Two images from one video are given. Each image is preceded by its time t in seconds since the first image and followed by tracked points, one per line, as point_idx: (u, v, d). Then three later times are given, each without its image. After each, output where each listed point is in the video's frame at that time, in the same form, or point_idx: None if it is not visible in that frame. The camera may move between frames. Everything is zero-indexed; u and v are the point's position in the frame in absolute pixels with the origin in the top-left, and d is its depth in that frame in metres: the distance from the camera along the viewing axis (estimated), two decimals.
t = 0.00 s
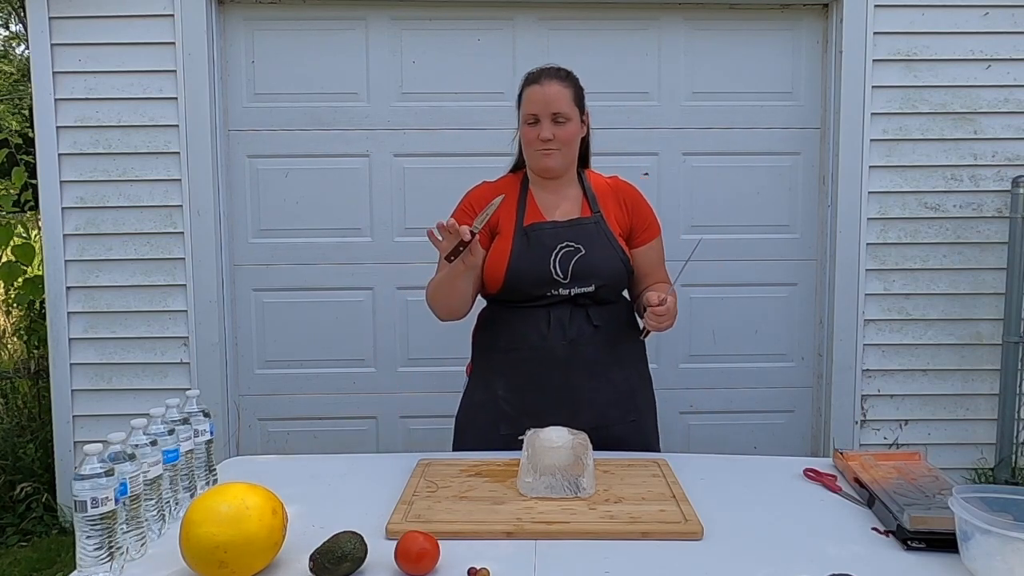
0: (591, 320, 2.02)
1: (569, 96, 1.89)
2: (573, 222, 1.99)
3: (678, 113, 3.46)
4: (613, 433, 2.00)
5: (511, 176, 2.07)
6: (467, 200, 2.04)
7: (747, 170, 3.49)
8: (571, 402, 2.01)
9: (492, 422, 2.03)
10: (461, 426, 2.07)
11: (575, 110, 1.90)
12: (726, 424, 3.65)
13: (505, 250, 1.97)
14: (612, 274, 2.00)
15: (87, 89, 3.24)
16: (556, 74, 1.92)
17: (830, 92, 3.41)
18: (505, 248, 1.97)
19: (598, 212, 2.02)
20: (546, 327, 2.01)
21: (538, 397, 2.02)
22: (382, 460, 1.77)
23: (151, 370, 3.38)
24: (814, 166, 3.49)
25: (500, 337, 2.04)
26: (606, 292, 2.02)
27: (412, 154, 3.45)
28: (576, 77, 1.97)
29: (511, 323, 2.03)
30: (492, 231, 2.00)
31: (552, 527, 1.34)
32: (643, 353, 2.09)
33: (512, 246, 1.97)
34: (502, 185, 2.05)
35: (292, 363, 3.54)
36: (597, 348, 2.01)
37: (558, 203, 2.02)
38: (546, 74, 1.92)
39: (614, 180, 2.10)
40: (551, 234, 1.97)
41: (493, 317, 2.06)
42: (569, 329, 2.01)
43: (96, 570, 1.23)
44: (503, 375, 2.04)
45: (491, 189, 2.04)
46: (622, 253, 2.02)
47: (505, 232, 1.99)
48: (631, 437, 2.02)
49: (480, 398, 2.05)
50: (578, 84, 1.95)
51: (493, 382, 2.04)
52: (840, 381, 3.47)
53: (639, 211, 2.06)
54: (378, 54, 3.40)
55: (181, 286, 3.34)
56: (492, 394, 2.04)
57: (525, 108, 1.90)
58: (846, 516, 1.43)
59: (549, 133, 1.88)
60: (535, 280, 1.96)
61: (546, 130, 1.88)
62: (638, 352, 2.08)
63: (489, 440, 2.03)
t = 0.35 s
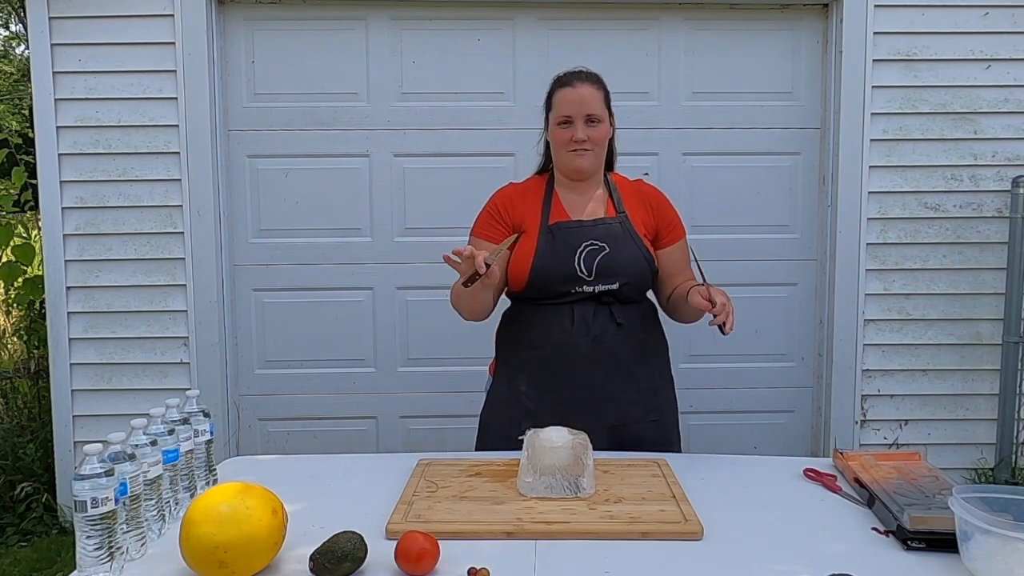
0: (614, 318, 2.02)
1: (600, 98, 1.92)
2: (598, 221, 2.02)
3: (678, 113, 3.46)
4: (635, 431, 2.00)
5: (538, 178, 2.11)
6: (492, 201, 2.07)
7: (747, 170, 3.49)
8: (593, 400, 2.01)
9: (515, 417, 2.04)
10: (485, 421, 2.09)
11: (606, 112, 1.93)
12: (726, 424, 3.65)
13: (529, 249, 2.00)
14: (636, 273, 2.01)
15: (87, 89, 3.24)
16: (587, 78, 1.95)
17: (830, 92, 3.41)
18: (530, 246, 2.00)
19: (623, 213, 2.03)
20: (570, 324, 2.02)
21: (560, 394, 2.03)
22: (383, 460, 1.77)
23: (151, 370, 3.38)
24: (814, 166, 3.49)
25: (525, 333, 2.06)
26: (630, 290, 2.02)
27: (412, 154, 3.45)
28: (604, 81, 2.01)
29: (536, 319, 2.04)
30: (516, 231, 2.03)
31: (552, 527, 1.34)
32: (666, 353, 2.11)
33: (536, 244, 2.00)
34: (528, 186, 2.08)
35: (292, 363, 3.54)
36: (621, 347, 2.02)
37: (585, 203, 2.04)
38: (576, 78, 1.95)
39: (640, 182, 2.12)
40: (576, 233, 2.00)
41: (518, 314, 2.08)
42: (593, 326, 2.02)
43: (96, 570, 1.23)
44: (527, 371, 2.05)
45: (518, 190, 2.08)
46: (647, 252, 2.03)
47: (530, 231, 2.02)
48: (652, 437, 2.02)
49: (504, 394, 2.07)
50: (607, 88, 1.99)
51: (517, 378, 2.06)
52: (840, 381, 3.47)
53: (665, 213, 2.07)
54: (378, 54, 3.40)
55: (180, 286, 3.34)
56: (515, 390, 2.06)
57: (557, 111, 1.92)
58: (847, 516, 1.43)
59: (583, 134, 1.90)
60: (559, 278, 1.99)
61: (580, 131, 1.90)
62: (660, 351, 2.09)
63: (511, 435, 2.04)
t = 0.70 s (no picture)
0: (622, 319, 2.03)
1: (622, 106, 1.92)
2: (608, 224, 2.03)
3: (678, 113, 3.46)
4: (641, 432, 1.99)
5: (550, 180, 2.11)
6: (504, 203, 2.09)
7: (747, 170, 3.49)
8: (600, 400, 2.01)
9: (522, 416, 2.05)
10: (494, 418, 2.10)
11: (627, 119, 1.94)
12: (726, 424, 3.65)
13: (539, 251, 2.02)
14: (645, 275, 2.01)
15: (87, 89, 3.24)
16: (605, 85, 1.95)
17: (830, 92, 3.41)
18: (539, 249, 2.02)
19: (633, 215, 2.04)
20: (578, 324, 2.02)
21: (566, 393, 2.03)
22: (383, 460, 1.77)
23: (151, 370, 3.38)
24: (814, 166, 3.49)
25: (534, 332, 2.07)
26: (639, 293, 2.03)
27: (412, 154, 3.45)
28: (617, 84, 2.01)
29: (544, 319, 2.05)
30: (528, 233, 2.05)
31: (552, 527, 1.34)
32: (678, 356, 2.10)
33: (546, 246, 2.02)
34: (540, 189, 2.09)
35: (291, 363, 3.54)
36: (629, 347, 2.02)
37: (597, 207, 2.05)
38: (596, 86, 1.94)
39: (653, 185, 2.11)
40: (585, 235, 2.01)
41: (527, 314, 2.09)
42: (601, 326, 2.02)
43: (96, 569, 1.23)
44: (535, 369, 2.06)
45: (530, 192, 2.09)
46: (657, 255, 2.03)
47: (540, 233, 2.03)
48: (659, 439, 2.00)
49: (513, 392, 2.08)
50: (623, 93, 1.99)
51: (525, 377, 2.07)
52: (840, 381, 3.47)
53: (677, 216, 2.06)
54: (378, 54, 3.40)
55: (180, 286, 3.34)
56: (523, 388, 2.07)
57: (581, 122, 1.92)
58: (847, 516, 1.43)
59: (608, 145, 1.91)
60: (567, 280, 2.00)
61: (606, 142, 1.91)
62: (671, 354, 2.08)
63: (517, 434, 2.05)
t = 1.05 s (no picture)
0: (610, 321, 2.02)
1: (618, 112, 1.91)
2: (598, 227, 2.02)
3: (678, 113, 3.46)
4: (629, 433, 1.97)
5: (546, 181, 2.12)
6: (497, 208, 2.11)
7: (747, 170, 3.49)
8: (588, 401, 2.01)
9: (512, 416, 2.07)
10: (485, 418, 2.13)
11: (622, 124, 1.93)
12: (726, 424, 3.65)
13: (529, 255, 2.03)
14: (632, 279, 1.99)
15: (87, 89, 3.24)
16: (602, 89, 1.93)
17: (830, 92, 3.41)
18: (529, 252, 2.03)
19: (625, 217, 2.03)
20: (565, 324, 2.03)
21: (555, 394, 2.04)
22: (383, 460, 1.77)
23: (151, 371, 3.38)
24: (814, 166, 3.49)
25: (522, 333, 2.08)
26: (628, 297, 2.01)
27: (412, 154, 3.45)
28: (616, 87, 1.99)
29: (533, 320, 2.06)
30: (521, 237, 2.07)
31: (552, 527, 1.34)
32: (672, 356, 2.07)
33: (536, 250, 2.03)
34: (533, 191, 2.10)
35: (291, 363, 3.53)
36: (616, 348, 2.01)
37: (590, 209, 2.05)
38: (592, 89, 1.93)
39: (649, 184, 2.09)
40: (573, 239, 2.01)
41: (519, 316, 2.11)
42: (587, 327, 2.02)
43: (96, 570, 1.23)
44: (523, 370, 2.08)
45: (523, 195, 2.10)
46: (647, 259, 2.00)
47: (531, 237, 2.05)
48: (651, 441, 1.98)
49: (502, 393, 2.10)
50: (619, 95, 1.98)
51: (515, 377, 2.09)
52: (840, 381, 3.47)
53: (672, 217, 2.05)
54: (378, 55, 3.40)
55: (180, 286, 3.34)
56: (512, 388, 2.09)
57: (576, 126, 1.91)
58: (847, 516, 1.43)
59: (603, 150, 1.91)
60: (554, 283, 2.01)
61: (600, 148, 1.91)
62: (664, 354, 2.05)
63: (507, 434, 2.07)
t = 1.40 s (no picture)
0: (570, 330, 1.98)
1: (544, 112, 1.87)
2: (555, 233, 1.98)
3: (678, 113, 3.46)
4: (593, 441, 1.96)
5: (507, 182, 2.07)
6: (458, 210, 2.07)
7: (747, 170, 3.49)
8: (550, 409, 1.99)
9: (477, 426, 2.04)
10: (449, 426, 2.10)
11: (551, 126, 1.88)
12: (726, 424, 3.65)
13: (486, 264, 2.00)
14: (591, 287, 1.95)
15: (87, 89, 3.24)
16: (535, 88, 1.90)
17: (830, 92, 3.41)
18: (487, 260, 2.00)
19: (585, 221, 1.98)
20: (524, 334, 1.99)
21: (518, 403, 2.01)
22: (382, 460, 1.77)
23: (151, 371, 3.38)
24: (814, 166, 3.49)
25: (482, 342, 2.05)
26: (588, 305, 1.97)
27: (412, 155, 3.44)
28: (559, 86, 1.94)
29: (493, 331, 2.03)
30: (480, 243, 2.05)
31: (552, 527, 1.34)
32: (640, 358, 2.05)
33: (494, 259, 2.00)
34: (493, 194, 2.06)
35: (292, 363, 3.53)
36: (578, 357, 1.98)
37: (546, 214, 2.01)
38: (523, 89, 1.91)
39: (611, 182, 2.04)
40: (531, 247, 1.97)
41: (479, 323, 2.07)
42: (546, 337, 1.98)
43: (96, 570, 1.23)
44: (485, 378, 2.04)
45: (483, 198, 2.06)
46: (606, 266, 1.96)
47: (490, 244, 2.02)
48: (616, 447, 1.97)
49: (466, 400, 2.07)
50: (561, 94, 1.93)
51: (477, 387, 2.05)
52: (840, 381, 3.47)
53: (633, 217, 2.00)
54: (378, 55, 3.40)
55: (180, 286, 3.34)
56: (475, 397, 2.05)
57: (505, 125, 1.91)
58: (847, 516, 1.43)
59: (525, 151, 1.88)
60: (512, 293, 1.98)
61: (522, 149, 1.88)
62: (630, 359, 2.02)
63: (471, 444, 2.04)
